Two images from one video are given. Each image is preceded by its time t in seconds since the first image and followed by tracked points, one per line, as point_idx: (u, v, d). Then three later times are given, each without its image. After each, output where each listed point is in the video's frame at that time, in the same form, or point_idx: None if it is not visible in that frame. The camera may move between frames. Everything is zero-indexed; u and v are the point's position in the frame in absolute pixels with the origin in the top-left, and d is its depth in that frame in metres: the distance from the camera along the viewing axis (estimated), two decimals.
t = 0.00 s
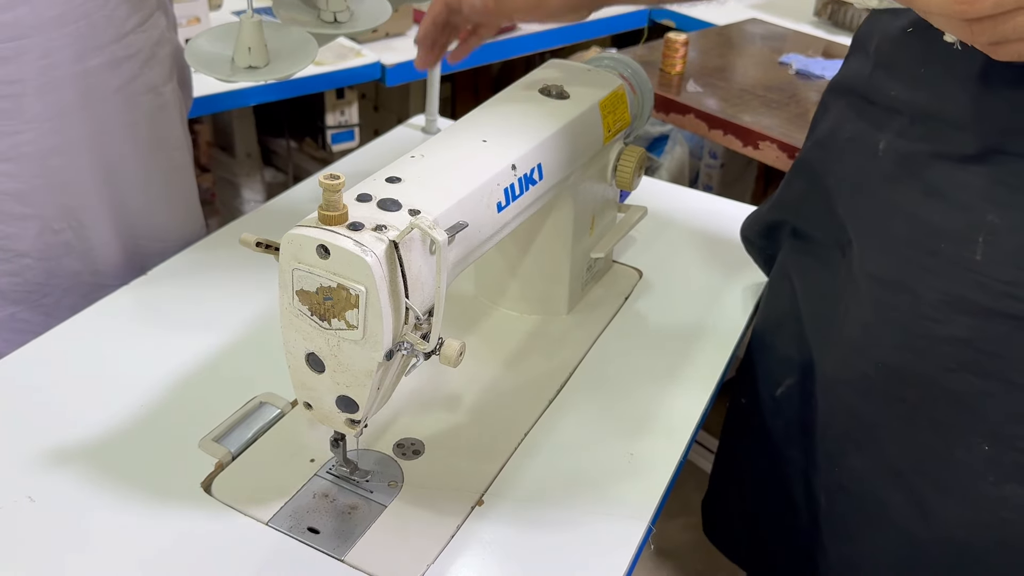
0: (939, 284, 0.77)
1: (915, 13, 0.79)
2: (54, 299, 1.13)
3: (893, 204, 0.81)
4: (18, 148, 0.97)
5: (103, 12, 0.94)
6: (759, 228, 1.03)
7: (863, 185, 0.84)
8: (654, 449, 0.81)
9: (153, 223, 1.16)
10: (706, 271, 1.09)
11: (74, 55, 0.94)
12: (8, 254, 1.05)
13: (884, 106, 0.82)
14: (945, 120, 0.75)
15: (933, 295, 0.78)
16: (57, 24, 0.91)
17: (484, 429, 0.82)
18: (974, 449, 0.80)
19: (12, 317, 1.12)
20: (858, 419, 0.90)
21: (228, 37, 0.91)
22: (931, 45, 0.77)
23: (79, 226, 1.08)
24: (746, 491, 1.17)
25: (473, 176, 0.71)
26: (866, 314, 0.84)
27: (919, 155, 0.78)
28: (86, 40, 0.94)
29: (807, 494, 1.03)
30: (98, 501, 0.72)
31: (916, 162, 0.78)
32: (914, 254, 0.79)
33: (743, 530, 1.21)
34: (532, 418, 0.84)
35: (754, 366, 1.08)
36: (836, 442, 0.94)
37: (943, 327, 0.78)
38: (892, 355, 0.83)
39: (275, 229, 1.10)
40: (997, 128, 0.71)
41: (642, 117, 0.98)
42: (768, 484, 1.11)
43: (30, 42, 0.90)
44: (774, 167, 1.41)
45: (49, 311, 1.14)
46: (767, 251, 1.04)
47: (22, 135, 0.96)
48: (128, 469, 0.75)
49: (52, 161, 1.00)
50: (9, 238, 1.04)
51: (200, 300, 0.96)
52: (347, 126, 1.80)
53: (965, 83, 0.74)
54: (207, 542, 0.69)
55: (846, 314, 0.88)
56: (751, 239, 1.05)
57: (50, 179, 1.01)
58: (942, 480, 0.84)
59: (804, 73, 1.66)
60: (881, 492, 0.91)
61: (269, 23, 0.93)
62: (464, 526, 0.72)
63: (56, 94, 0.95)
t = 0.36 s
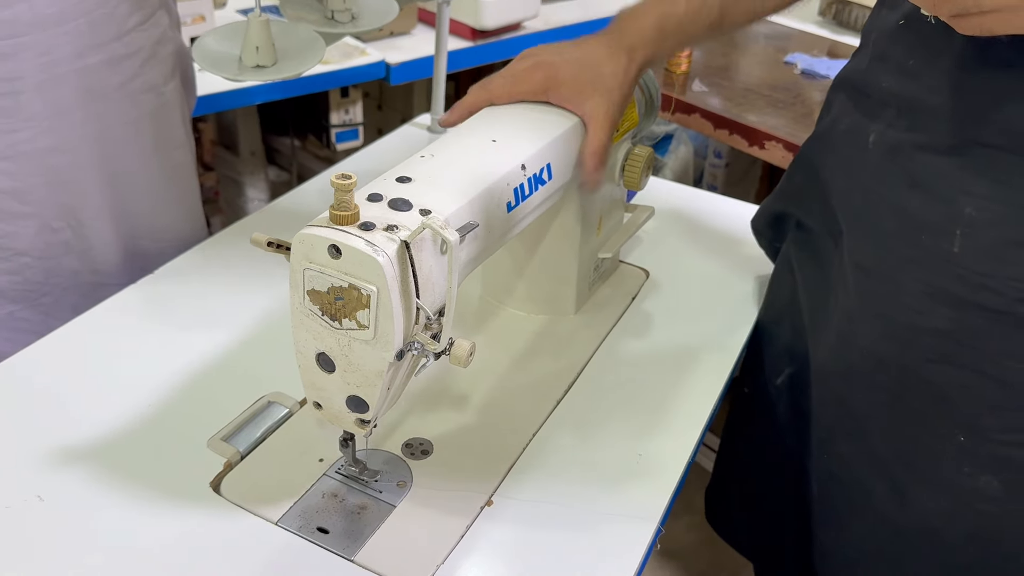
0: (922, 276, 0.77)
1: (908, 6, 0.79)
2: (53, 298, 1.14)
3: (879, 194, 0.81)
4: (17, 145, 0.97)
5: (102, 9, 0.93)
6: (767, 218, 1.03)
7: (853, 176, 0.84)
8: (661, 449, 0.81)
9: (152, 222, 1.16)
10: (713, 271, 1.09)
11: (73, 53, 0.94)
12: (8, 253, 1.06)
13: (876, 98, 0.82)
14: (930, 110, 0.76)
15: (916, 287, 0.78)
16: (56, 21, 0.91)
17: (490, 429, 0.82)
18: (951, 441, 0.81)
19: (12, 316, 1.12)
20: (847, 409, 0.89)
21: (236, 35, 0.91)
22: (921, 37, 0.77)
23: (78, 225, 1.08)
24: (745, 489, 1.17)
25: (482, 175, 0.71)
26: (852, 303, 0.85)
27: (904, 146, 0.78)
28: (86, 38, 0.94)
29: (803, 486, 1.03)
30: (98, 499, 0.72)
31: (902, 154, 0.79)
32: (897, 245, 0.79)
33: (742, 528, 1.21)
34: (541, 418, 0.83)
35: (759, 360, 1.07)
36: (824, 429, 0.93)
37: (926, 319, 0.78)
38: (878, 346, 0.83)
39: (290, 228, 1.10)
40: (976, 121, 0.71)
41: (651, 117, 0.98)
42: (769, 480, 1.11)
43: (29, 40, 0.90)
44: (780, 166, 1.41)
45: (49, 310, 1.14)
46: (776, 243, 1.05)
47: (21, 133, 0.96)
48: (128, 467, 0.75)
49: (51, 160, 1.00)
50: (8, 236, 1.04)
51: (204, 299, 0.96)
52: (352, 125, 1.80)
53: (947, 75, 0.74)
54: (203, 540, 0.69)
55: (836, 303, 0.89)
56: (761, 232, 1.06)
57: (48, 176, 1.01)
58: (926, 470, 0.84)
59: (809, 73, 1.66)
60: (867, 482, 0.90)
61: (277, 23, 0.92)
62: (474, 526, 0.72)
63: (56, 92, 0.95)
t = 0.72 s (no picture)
0: (925, 275, 0.78)
1: (912, 5, 0.79)
2: (62, 298, 1.14)
3: (881, 194, 0.81)
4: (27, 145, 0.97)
5: (113, 9, 0.94)
6: (770, 218, 1.02)
7: (856, 176, 0.84)
8: (674, 450, 0.81)
9: (160, 222, 1.16)
10: (724, 270, 1.09)
11: (83, 54, 0.94)
12: (18, 252, 1.06)
13: (879, 98, 0.82)
14: (935, 111, 0.76)
15: (917, 286, 0.78)
16: (67, 21, 0.91)
17: (503, 429, 0.82)
18: (955, 439, 0.81)
19: (21, 315, 1.12)
20: (850, 407, 0.89)
21: (249, 34, 0.91)
22: (925, 39, 0.77)
23: (87, 224, 1.08)
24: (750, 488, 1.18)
25: (498, 176, 0.71)
26: (855, 303, 0.85)
27: (907, 147, 0.78)
28: (96, 38, 0.94)
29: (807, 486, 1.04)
30: (111, 498, 0.72)
31: (906, 154, 0.79)
32: (901, 245, 0.79)
33: (744, 531, 1.21)
34: (554, 419, 0.84)
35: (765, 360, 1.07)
36: (828, 428, 0.94)
37: (929, 318, 0.78)
38: (879, 344, 0.83)
39: (308, 228, 1.10)
40: (979, 123, 0.72)
41: (662, 118, 0.98)
42: (774, 481, 1.11)
43: (40, 39, 0.90)
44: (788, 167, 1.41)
45: (58, 309, 1.15)
46: (782, 246, 1.05)
47: (32, 133, 0.96)
48: (141, 466, 0.75)
49: (61, 159, 1.00)
50: (18, 236, 1.04)
51: (215, 299, 0.96)
52: (360, 125, 1.80)
53: (951, 76, 0.74)
54: (212, 540, 0.69)
55: (839, 303, 0.89)
56: (767, 233, 1.05)
57: (58, 175, 1.01)
58: (929, 467, 0.84)
59: (817, 73, 1.66)
60: (870, 482, 0.91)
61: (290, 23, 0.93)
62: (490, 526, 0.73)
63: (66, 92, 0.96)
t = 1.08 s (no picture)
0: (930, 273, 0.78)
1: (917, 7, 0.79)
2: (69, 294, 1.15)
3: (886, 193, 0.82)
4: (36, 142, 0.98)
5: (122, 9, 0.94)
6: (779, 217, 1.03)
7: (861, 175, 0.85)
8: (681, 448, 0.82)
9: (167, 220, 1.17)
10: (729, 270, 1.10)
11: (92, 53, 0.95)
12: (27, 249, 1.07)
13: (883, 99, 0.83)
14: (938, 110, 0.76)
15: (922, 283, 0.79)
16: (76, 20, 0.92)
17: (511, 427, 0.82)
18: (960, 435, 0.81)
19: (29, 311, 1.13)
20: (854, 403, 0.90)
21: (259, 34, 0.92)
22: (931, 40, 0.78)
23: (95, 221, 1.09)
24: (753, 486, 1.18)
25: (508, 175, 0.72)
26: (860, 301, 0.85)
27: (912, 147, 0.79)
28: (104, 37, 0.95)
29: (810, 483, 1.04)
30: (121, 491, 0.73)
31: (910, 154, 0.79)
32: (905, 244, 0.80)
33: (747, 529, 1.22)
34: (562, 417, 0.84)
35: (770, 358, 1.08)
36: (832, 425, 0.94)
37: (934, 315, 0.79)
38: (882, 341, 0.84)
39: (317, 227, 1.11)
40: (985, 122, 0.72)
41: (669, 118, 0.99)
42: (778, 479, 1.12)
43: (49, 38, 0.91)
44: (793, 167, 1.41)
45: (66, 305, 1.16)
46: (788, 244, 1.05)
47: (40, 130, 0.97)
48: (151, 460, 0.76)
49: (69, 157, 1.01)
50: (27, 232, 1.05)
51: (226, 296, 0.97)
52: (366, 124, 1.81)
53: (956, 76, 0.75)
54: (220, 534, 0.70)
55: (844, 302, 0.89)
56: (773, 232, 1.06)
57: (66, 172, 1.02)
58: (933, 463, 0.85)
59: (822, 74, 1.67)
60: (875, 477, 0.91)
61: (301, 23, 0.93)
62: (499, 522, 0.73)
63: (75, 91, 0.96)
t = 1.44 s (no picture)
0: (937, 277, 0.77)
1: (926, 11, 0.79)
2: (69, 294, 1.15)
3: (894, 198, 0.81)
4: (36, 143, 0.98)
5: (122, 10, 0.94)
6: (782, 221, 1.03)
7: (869, 180, 0.85)
8: (681, 451, 0.82)
9: (168, 220, 1.17)
10: (729, 273, 1.10)
11: (93, 55, 0.95)
12: (27, 249, 1.07)
13: (892, 103, 0.83)
14: (947, 114, 0.76)
15: (930, 288, 0.78)
16: (76, 21, 0.92)
17: (511, 429, 0.82)
18: (968, 441, 0.80)
19: (29, 311, 1.13)
20: (858, 407, 0.89)
21: (262, 37, 0.92)
22: (939, 44, 0.77)
23: (95, 221, 1.09)
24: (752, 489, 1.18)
25: (509, 178, 0.72)
26: (868, 305, 0.85)
27: (920, 151, 0.78)
28: (105, 38, 0.95)
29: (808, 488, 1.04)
30: (120, 492, 0.73)
31: (918, 158, 0.79)
32: (913, 248, 0.79)
33: (747, 532, 1.22)
34: (561, 419, 0.84)
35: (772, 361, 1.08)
36: (836, 428, 0.94)
37: (941, 319, 0.78)
38: (888, 346, 0.83)
39: (318, 228, 1.11)
40: (994, 125, 0.71)
41: (668, 121, 0.99)
42: (778, 482, 1.12)
43: (50, 39, 0.91)
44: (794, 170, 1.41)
45: (66, 306, 1.16)
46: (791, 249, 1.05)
47: (41, 131, 0.97)
48: (151, 461, 0.76)
49: (70, 158, 1.01)
50: (27, 233, 1.05)
51: (228, 298, 0.97)
52: (366, 126, 1.81)
53: (965, 80, 0.74)
54: (219, 537, 0.70)
55: (850, 306, 0.89)
56: (775, 236, 1.06)
57: (67, 173, 1.02)
58: (938, 466, 0.83)
59: (823, 77, 1.67)
60: (880, 482, 0.90)
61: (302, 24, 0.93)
62: (497, 524, 0.73)
63: (75, 92, 0.97)
